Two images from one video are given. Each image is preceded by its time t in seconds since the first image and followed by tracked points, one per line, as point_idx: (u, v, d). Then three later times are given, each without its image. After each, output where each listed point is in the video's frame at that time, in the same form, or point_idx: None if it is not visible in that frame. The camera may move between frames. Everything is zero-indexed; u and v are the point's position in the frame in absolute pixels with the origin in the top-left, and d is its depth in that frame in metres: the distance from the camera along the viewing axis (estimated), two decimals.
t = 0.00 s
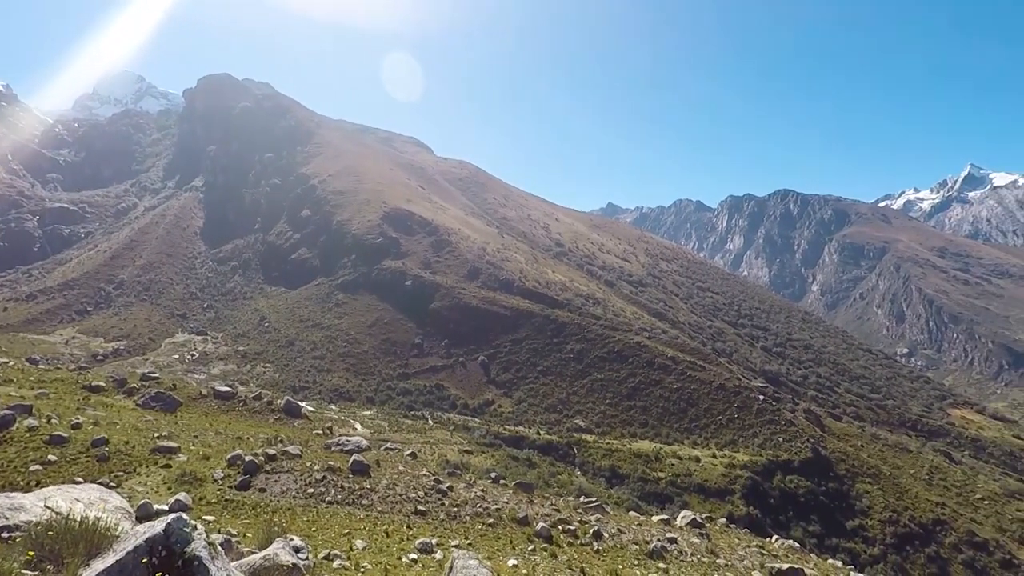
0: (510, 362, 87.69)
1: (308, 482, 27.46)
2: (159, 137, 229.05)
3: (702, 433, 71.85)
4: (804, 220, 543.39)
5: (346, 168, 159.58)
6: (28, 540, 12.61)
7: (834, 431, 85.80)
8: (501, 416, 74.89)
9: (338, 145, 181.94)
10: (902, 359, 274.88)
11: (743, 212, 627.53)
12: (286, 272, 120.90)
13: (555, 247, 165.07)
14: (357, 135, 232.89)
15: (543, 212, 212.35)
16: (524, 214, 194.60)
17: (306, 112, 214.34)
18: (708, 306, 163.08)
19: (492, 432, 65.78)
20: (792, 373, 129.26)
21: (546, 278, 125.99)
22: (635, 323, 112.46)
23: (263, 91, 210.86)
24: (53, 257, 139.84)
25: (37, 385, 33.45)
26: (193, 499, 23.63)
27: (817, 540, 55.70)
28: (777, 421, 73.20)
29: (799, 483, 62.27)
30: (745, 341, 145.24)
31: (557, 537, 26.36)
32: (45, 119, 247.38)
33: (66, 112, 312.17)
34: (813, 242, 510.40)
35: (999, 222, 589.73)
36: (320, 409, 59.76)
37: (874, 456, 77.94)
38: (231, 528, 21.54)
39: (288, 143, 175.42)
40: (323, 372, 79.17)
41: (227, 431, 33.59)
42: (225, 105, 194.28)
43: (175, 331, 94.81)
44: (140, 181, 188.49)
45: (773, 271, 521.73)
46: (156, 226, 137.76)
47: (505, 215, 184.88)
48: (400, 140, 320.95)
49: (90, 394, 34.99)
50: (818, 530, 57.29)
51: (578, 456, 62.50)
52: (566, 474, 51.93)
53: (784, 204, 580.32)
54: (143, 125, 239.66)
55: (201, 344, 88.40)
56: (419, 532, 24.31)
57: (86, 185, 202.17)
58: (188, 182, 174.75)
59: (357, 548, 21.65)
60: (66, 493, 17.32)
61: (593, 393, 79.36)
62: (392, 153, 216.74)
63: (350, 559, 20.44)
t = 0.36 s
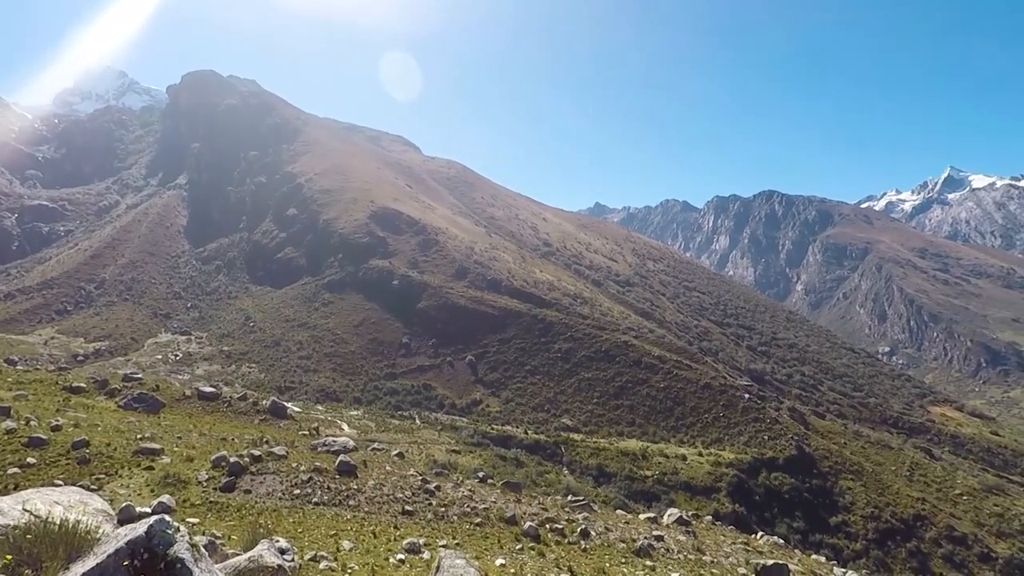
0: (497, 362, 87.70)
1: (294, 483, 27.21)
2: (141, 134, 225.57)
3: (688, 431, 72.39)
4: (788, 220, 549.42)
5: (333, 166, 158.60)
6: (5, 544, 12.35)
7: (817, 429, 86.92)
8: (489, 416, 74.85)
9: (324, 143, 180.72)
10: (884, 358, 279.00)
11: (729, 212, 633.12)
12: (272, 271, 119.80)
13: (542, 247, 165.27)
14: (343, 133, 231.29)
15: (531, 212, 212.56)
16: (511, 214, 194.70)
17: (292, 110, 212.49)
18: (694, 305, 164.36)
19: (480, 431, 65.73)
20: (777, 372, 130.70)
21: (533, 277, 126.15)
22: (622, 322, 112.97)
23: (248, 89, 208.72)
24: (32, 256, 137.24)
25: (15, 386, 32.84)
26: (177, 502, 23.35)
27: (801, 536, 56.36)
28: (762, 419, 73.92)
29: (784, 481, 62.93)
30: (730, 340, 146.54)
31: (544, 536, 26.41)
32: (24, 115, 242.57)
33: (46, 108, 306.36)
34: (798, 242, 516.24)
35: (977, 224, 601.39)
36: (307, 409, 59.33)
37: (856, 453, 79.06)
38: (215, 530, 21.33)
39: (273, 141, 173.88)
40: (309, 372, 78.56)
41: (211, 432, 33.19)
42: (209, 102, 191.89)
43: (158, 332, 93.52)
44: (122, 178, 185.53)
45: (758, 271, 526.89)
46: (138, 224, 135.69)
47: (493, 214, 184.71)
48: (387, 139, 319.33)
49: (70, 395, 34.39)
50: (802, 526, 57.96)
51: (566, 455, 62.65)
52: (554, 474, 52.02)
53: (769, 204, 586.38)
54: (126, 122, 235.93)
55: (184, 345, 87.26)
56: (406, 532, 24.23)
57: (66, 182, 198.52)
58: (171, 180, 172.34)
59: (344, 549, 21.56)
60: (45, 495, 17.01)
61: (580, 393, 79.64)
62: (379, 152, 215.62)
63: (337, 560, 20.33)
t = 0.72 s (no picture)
0: (482, 361, 87.64)
1: (275, 485, 26.91)
2: (118, 129, 220.85)
3: (671, 429, 73.08)
4: (768, 220, 556.99)
5: (314, 165, 157.12)
6: None
7: (797, 426, 88.32)
8: (473, 415, 74.78)
9: (306, 142, 178.94)
10: (861, 356, 284.32)
11: (710, 212, 639.92)
12: (253, 271, 118.21)
13: (526, 246, 165.47)
14: (325, 130, 229.12)
15: (515, 211, 212.68)
16: (495, 213, 194.52)
17: (274, 107, 209.79)
18: (677, 304, 165.98)
19: (464, 431, 65.67)
20: (758, 370, 132.56)
21: (517, 277, 126.28)
22: (606, 321, 113.61)
23: (229, 85, 205.65)
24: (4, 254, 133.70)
25: None
26: (155, 506, 22.97)
27: (782, 532, 57.22)
28: (743, 417, 74.80)
29: (764, 477, 63.77)
30: (712, 339, 148.23)
31: (529, 535, 26.46)
32: None
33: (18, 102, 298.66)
34: (778, 242, 523.51)
35: (950, 225, 615.79)
36: (289, 410, 58.73)
37: (835, 449, 80.48)
38: (195, 535, 21.02)
39: (254, 139, 171.70)
40: (291, 373, 77.70)
41: (190, 434, 32.65)
42: (188, 98, 188.68)
43: (136, 332, 91.79)
44: (97, 175, 181.45)
45: (739, 271, 533.24)
46: (114, 222, 132.90)
47: (476, 214, 184.45)
48: (370, 137, 316.89)
49: (43, 398, 33.59)
50: (783, 522, 58.82)
51: (550, 454, 62.80)
52: (538, 473, 52.13)
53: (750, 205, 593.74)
54: (101, 117, 230.73)
55: (163, 345, 85.74)
56: (390, 534, 24.09)
57: (39, 178, 193.48)
58: (149, 177, 169.02)
59: (327, 551, 21.38)
60: (15, 501, 16.61)
61: (564, 392, 79.95)
62: (362, 150, 213.93)
63: (319, 563, 20.17)
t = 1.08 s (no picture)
0: (460, 362, 87.37)
1: (249, 489, 26.40)
2: (86, 125, 214.53)
3: (648, 428, 73.82)
4: (743, 222, 566.25)
5: (290, 163, 154.98)
6: None
7: (771, 424, 89.95)
8: (452, 417, 74.47)
9: (282, 141, 176.44)
10: (832, 355, 290.39)
11: (687, 214, 647.96)
12: (226, 270, 115.97)
13: (505, 247, 165.44)
14: (301, 129, 226.05)
15: (493, 211, 212.53)
16: (474, 213, 194.05)
17: (248, 104, 206.17)
18: (654, 305, 167.57)
19: (443, 432, 65.39)
20: (733, 369, 134.62)
21: (495, 277, 126.25)
22: (584, 322, 114.22)
23: (202, 81, 201.36)
24: None
25: None
26: (124, 513, 22.38)
27: (756, 528, 58.23)
28: (719, 415, 75.79)
29: (739, 475, 64.76)
30: (689, 339, 150.05)
31: (507, 535, 26.45)
32: None
33: None
34: (752, 243, 532.28)
35: (917, 227, 633.94)
36: (265, 413, 57.72)
37: (807, 447, 82.16)
38: (166, 541, 20.53)
39: (228, 136, 168.74)
40: (267, 375, 76.42)
41: (162, 439, 31.86)
42: (159, 93, 184.22)
43: (104, 334, 89.24)
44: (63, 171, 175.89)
45: (714, 272, 540.64)
46: (81, 220, 129.00)
47: (455, 214, 183.80)
48: (347, 136, 313.63)
49: (5, 402, 32.45)
50: (757, 518, 59.86)
51: (529, 455, 62.86)
52: (517, 474, 52.13)
53: (726, 207, 602.91)
54: (68, 112, 223.87)
55: (132, 347, 83.55)
56: (368, 537, 23.86)
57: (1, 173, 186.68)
58: (117, 174, 164.81)
59: (302, 555, 21.10)
60: None
61: (543, 392, 80.17)
62: (339, 149, 211.51)
63: (295, 567, 19.89)
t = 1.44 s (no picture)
0: (438, 361, 87.08)
1: (222, 490, 25.95)
2: (52, 117, 208.09)
3: (625, 426, 74.46)
4: (719, 222, 573.91)
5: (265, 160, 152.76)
6: None
7: (745, 421, 91.44)
8: (430, 415, 74.19)
9: (257, 137, 173.61)
10: (805, 353, 295.95)
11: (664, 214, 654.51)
12: (199, 268, 113.71)
13: (484, 246, 165.22)
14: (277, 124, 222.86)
15: (472, 210, 212.12)
16: (452, 211, 193.39)
17: (222, 99, 202.32)
18: (631, 303, 169.00)
19: (421, 431, 65.15)
20: (708, 367, 136.47)
21: (474, 276, 126.10)
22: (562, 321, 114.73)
23: (174, 74, 196.89)
24: None
25: None
26: (92, 515, 21.87)
27: (731, 524, 59.20)
28: (695, 413, 76.72)
29: (714, 471, 65.65)
30: (665, 337, 151.66)
31: (485, 534, 26.43)
32: None
33: None
34: (728, 243, 539.92)
35: (886, 228, 649.86)
36: (238, 413, 56.83)
37: (780, 443, 83.69)
38: (135, 544, 20.11)
39: (201, 132, 165.72)
40: (241, 374, 75.24)
41: (132, 440, 31.18)
42: (129, 87, 179.55)
43: (71, 333, 86.82)
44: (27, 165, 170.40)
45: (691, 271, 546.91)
46: (47, 216, 125.21)
47: (433, 212, 182.95)
48: (324, 133, 310.00)
49: None
50: (731, 514, 60.77)
51: (507, 453, 62.93)
52: (495, 472, 52.16)
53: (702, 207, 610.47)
54: (33, 105, 216.92)
55: (101, 347, 81.50)
56: (344, 537, 23.66)
57: None
58: (85, 169, 160.62)
59: (277, 557, 20.85)
60: None
61: (521, 391, 80.33)
62: (316, 146, 208.80)
63: (268, 569, 19.65)
